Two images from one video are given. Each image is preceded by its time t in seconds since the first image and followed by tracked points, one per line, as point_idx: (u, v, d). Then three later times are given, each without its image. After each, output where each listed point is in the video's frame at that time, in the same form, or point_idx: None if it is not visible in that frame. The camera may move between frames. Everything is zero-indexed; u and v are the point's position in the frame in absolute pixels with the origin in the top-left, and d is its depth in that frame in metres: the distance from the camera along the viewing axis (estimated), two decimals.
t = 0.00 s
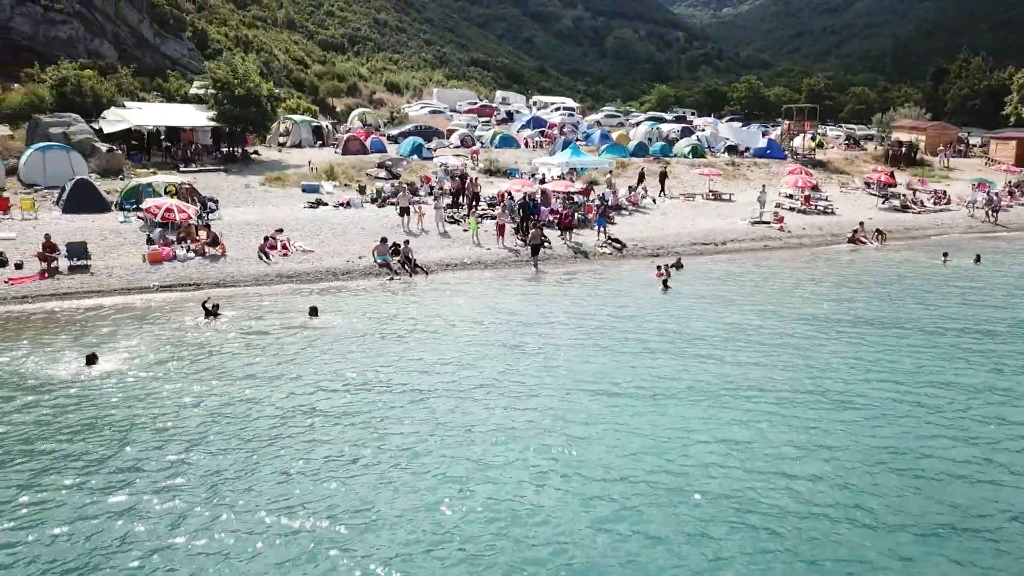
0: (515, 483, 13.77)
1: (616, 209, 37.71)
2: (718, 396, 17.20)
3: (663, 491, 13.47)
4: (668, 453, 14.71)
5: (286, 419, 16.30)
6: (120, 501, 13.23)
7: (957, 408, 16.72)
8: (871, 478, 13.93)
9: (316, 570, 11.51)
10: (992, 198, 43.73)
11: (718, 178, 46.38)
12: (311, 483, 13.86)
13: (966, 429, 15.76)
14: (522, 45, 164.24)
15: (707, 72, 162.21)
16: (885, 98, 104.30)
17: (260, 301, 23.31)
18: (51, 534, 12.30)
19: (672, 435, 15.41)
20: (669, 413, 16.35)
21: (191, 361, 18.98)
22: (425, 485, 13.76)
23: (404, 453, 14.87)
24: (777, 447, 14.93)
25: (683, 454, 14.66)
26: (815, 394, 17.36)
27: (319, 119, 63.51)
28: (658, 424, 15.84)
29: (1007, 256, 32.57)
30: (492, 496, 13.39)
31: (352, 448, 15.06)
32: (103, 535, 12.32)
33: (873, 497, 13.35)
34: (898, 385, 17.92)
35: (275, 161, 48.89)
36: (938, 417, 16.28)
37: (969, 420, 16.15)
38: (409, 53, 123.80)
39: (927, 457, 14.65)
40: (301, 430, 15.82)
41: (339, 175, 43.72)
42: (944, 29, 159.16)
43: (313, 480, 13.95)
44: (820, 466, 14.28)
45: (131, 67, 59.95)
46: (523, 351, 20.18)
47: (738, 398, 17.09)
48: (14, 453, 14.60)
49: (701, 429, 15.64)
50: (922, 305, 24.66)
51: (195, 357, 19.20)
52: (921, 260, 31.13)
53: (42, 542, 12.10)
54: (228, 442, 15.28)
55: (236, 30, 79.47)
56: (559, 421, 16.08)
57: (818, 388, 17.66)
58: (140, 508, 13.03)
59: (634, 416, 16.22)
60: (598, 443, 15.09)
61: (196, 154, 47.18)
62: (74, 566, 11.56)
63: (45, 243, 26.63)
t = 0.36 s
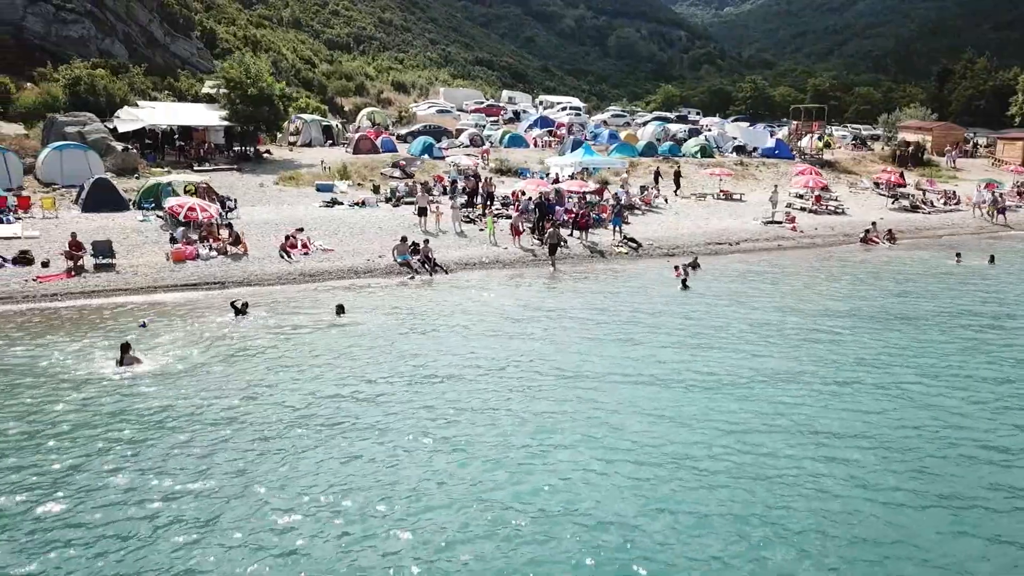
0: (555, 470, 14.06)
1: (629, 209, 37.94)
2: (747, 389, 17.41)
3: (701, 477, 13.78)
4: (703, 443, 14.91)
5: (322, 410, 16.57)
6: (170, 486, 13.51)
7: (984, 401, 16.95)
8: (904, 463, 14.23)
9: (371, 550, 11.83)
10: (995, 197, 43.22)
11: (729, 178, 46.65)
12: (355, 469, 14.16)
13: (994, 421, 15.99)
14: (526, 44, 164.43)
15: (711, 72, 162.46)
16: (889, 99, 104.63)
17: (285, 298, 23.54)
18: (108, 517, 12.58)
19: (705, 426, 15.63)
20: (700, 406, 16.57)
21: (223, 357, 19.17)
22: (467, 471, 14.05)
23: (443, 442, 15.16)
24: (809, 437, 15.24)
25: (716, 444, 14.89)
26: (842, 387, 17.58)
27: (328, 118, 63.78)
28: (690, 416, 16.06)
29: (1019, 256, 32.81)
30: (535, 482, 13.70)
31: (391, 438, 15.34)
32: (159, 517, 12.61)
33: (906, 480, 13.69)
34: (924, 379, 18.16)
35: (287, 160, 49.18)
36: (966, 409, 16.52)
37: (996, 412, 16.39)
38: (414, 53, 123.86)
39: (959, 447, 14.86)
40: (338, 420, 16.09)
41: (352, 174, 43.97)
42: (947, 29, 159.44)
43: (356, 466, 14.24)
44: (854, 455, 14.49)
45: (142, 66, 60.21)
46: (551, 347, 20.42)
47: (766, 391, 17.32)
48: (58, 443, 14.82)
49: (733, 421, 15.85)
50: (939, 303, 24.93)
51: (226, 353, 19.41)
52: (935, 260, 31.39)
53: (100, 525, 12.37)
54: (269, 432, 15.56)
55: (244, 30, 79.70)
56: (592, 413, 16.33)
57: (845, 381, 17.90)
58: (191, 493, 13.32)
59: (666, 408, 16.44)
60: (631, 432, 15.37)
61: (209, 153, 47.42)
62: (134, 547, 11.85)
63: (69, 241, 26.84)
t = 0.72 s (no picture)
0: (632, 461, 14.30)
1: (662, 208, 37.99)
2: (809, 386, 17.55)
3: (777, 471, 14.00)
4: (776, 441, 15.05)
5: (391, 402, 16.83)
6: (259, 474, 13.83)
7: None
8: (978, 463, 14.35)
9: (466, 537, 12.13)
10: None
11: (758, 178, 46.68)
12: (436, 458, 14.44)
13: None
14: (541, 43, 164.48)
15: (727, 71, 162.17)
16: (909, 98, 104.23)
17: (335, 297, 23.77)
18: (205, 504, 12.90)
19: (774, 423, 15.77)
20: (766, 402, 16.71)
21: (283, 353, 19.34)
22: (546, 462, 14.33)
23: (517, 433, 15.41)
24: (878, 433, 15.43)
25: (788, 441, 15.03)
26: (904, 386, 17.69)
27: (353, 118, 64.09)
28: (758, 413, 16.21)
29: None
30: (614, 472, 13.95)
31: (465, 429, 15.60)
32: (254, 504, 12.92)
33: (980, 479, 13.92)
34: (984, 378, 18.26)
35: (316, 160, 49.55)
36: None
37: None
38: (432, 52, 124.07)
39: None
40: (410, 412, 16.36)
41: (383, 174, 44.24)
42: (965, 27, 158.60)
43: (436, 456, 14.53)
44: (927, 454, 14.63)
45: (169, 66, 60.65)
46: (606, 344, 20.49)
47: (829, 388, 17.46)
48: (141, 433, 15.12)
49: (800, 419, 16.00)
50: (985, 302, 24.96)
51: (286, 348, 19.61)
52: (974, 261, 31.38)
53: (198, 511, 12.70)
54: (344, 422, 15.85)
55: (267, 30, 80.10)
56: (658, 408, 16.51)
57: (906, 380, 18.03)
58: (281, 480, 13.63)
59: (732, 405, 16.59)
60: (700, 427, 15.57)
61: (240, 152, 47.78)
62: (236, 532, 12.19)
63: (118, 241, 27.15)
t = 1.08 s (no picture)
0: (749, 461, 14.34)
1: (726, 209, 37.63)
2: (912, 390, 17.32)
3: (896, 477, 13.88)
4: (889, 447, 14.89)
5: (494, 397, 16.96)
6: (383, 465, 14.10)
7: None
8: None
9: (600, 529, 12.29)
10: None
11: (819, 178, 46.10)
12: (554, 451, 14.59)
13: None
14: (581, 41, 163.98)
15: (769, 68, 160.40)
16: (961, 95, 102.21)
17: (415, 296, 23.94)
18: (337, 492, 13.21)
19: (883, 428, 15.59)
20: (871, 406, 16.53)
21: (377, 350, 19.49)
22: (662, 458, 14.41)
23: (627, 429, 15.48)
24: (992, 441, 15.19)
25: (902, 448, 14.86)
26: (1009, 390, 17.40)
27: (404, 117, 64.51)
28: (864, 417, 16.05)
29: None
30: (733, 472, 14.01)
31: (574, 424, 15.71)
32: (385, 494, 13.18)
33: None
34: None
35: (373, 159, 49.99)
36: None
37: None
38: (474, 51, 124.28)
39: None
40: (515, 407, 16.49)
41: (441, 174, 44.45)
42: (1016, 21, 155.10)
43: (550, 450, 14.69)
44: None
45: (226, 66, 61.57)
46: (695, 342, 20.33)
47: (933, 392, 17.23)
48: (258, 424, 15.43)
49: (909, 424, 15.81)
50: None
51: (379, 345, 19.81)
52: None
53: (333, 500, 12.99)
54: (454, 416, 16.04)
55: (316, 30, 80.92)
56: (763, 409, 16.42)
57: (1009, 384, 17.73)
58: (405, 473, 13.83)
59: (837, 408, 16.43)
60: (809, 431, 15.45)
61: (299, 151, 48.35)
62: (375, 521, 12.46)
63: (199, 239, 27.64)
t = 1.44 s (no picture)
0: (881, 461, 14.06)
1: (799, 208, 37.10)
2: None
3: None
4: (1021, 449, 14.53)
5: (604, 393, 16.85)
6: (510, 458, 14.14)
7: None
8: None
9: (743, 525, 12.17)
10: None
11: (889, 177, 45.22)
12: (679, 447, 14.49)
13: None
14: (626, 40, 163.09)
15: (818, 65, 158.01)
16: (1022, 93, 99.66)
17: (503, 294, 24.04)
18: (471, 484, 13.28)
19: (1012, 431, 15.22)
20: (993, 409, 16.16)
21: (477, 347, 19.55)
22: (790, 455, 14.24)
23: (746, 425, 15.33)
24: None
25: None
26: None
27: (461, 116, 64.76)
28: (989, 419, 15.68)
29: None
30: (866, 470, 13.76)
31: (692, 420, 15.55)
32: (519, 486, 13.23)
33: None
34: None
35: (435, 158, 50.27)
36: None
37: None
38: (521, 50, 124.27)
39: None
40: (629, 402, 16.37)
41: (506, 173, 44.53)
42: None
43: (675, 444, 14.57)
44: None
45: (287, 66, 62.42)
46: (795, 342, 19.98)
47: None
48: (378, 417, 15.59)
49: None
50: None
51: (478, 341, 19.90)
52: None
53: (468, 491, 13.08)
54: (569, 410, 16.00)
55: (371, 29, 81.65)
56: (881, 411, 16.07)
57: None
58: (535, 465, 13.85)
59: (958, 410, 16.08)
60: (934, 432, 15.14)
61: (363, 150, 48.80)
62: (515, 512, 12.50)
63: (283, 237, 27.98)
